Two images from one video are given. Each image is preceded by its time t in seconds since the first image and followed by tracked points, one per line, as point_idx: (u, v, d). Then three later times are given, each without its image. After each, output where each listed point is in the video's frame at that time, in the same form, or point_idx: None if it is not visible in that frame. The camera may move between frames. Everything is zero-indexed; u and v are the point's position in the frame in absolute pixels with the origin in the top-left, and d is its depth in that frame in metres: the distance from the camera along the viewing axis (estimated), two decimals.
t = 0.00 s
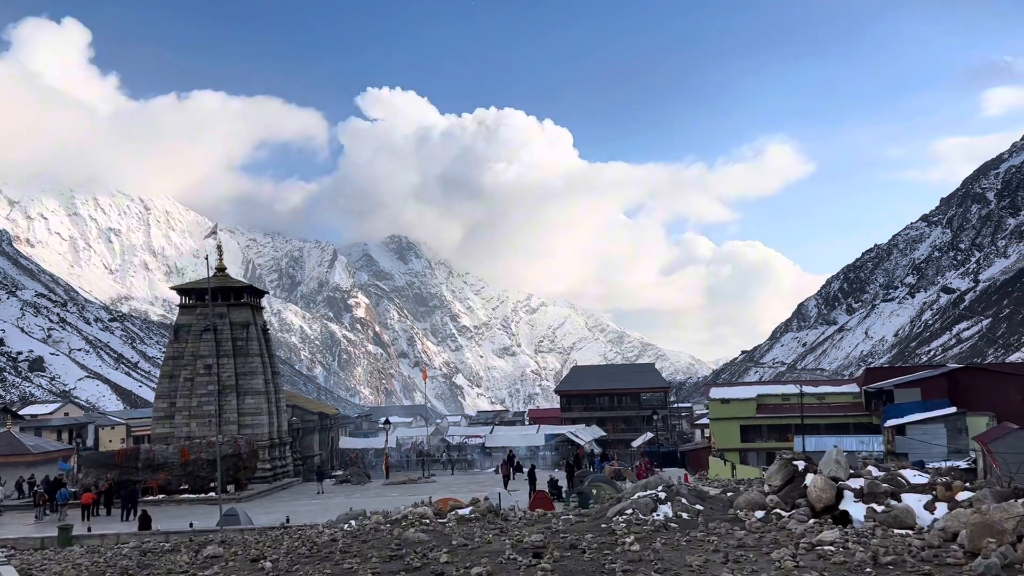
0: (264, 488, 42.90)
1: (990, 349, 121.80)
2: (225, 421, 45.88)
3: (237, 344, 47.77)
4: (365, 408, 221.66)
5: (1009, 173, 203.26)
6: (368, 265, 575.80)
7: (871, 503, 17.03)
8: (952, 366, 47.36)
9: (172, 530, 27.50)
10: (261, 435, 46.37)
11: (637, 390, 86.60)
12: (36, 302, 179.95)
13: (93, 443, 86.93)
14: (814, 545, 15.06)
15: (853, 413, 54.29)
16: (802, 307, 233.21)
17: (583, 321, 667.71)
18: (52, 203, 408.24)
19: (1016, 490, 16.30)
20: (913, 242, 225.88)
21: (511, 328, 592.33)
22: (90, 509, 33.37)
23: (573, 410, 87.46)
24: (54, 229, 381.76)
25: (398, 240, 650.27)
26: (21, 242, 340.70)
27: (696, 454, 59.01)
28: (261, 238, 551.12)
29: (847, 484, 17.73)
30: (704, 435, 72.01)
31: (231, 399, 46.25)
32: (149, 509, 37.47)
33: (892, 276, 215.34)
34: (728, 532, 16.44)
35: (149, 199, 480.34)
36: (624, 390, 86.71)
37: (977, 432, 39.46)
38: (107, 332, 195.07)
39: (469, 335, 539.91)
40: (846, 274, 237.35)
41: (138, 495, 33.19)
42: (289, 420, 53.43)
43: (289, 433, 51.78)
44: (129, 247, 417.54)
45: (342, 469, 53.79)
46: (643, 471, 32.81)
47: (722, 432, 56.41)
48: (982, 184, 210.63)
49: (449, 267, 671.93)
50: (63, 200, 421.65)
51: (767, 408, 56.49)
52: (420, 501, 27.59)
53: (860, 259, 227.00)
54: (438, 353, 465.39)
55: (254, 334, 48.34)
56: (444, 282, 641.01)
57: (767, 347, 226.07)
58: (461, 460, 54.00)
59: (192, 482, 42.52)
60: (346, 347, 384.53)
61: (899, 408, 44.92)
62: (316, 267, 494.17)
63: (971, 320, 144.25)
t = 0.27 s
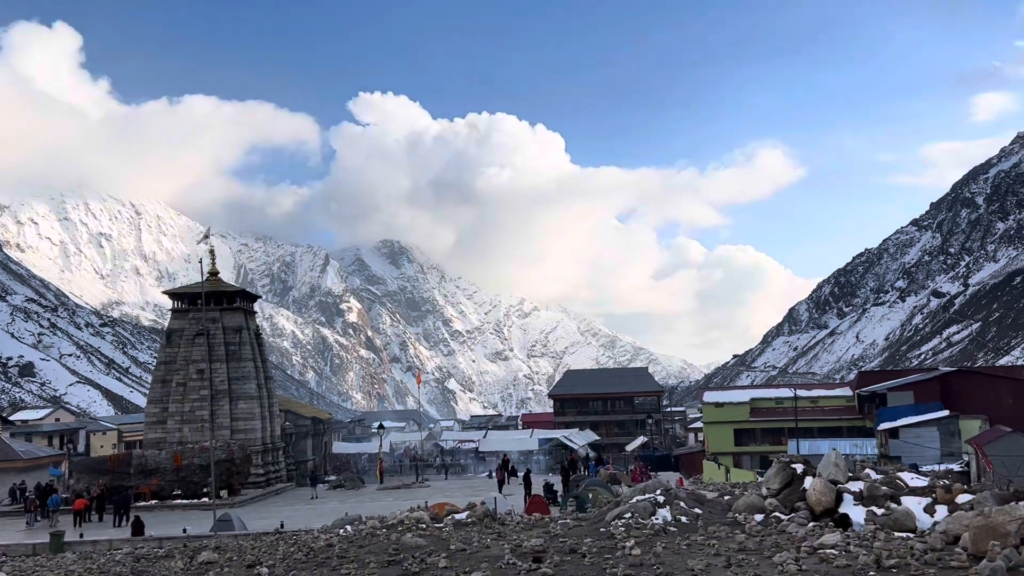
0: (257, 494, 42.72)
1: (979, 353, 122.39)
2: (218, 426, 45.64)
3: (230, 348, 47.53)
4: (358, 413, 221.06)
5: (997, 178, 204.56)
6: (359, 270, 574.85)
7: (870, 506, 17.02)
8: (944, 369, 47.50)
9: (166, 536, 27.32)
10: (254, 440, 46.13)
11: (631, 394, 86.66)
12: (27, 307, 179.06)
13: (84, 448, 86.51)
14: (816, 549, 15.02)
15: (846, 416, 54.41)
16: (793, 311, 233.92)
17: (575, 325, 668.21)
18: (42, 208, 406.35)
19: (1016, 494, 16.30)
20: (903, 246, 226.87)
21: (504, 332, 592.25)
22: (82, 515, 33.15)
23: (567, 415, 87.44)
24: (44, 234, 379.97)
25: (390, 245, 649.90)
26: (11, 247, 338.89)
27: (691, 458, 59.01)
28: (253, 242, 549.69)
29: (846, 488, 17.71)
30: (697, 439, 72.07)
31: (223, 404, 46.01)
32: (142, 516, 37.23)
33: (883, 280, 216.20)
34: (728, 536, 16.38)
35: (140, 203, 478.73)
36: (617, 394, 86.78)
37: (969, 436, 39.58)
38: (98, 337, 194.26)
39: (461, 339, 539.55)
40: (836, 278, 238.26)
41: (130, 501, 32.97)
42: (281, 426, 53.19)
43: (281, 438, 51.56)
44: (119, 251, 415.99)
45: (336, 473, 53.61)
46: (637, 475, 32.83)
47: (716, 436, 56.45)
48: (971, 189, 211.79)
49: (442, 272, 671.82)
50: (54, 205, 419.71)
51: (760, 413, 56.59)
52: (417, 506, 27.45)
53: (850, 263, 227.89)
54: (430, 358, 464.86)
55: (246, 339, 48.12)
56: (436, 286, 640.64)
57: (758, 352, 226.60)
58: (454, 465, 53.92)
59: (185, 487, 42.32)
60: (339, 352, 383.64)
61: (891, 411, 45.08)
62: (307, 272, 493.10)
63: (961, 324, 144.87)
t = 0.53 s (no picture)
0: (251, 497, 42.50)
1: (972, 354, 122.75)
2: (212, 429, 45.44)
3: (224, 351, 47.30)
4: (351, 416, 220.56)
5: (989, 180, 205.45)
6: (353, 272, 573.97)
7: (873, 507, 16.98)
8: (939, 371, 47.61)
9: (161, 540, 27.15)
10: (248, 443, 45.93)
11: (625, 396, 86.64)
12: (18, 311, 178.17)
13: (77, 452, 86.03)
14: (821, 550, 14.96)
15: (841, 418, 54.48)
16: (786, 314, 234.36)
17: (568, 328, 668.48)
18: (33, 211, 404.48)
19: (1017, 494, 16.31)
20: (895, 248, 227.49)
21: (497, 335, 592.00)
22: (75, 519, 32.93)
23: (562, 417, 87.38)
24: (35, 237, 378.08)
25: (383, 247, 649.27)
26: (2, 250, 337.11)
27: (686, 460, 58.98)
28: (245, 245, 548.31)
29: (848, 488, 17.69)
30: (692, 441, 72.08)
31: (217, 407, 45.74)
32: (136, 519, 36.99)
33: (876, 282, 216.84)
34: (731, 536, 16.33)
35: (132, 206, 476.98)
36: (612, 396, 86.76)
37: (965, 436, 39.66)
38: (90, 340, 193.47)
39: (455, 342, 539.05)
40: (829, 280, 238.83)
41: (124, 504, 32.72)
42: (276, 429, 52.98)
43: (276, 441, 51.32)
44: (111, 254, 414.42)
45: (331, 476, 53.45)
46: (634, 477, 32.82)
47: (712, 438, 56.48)
48: (963, 191, 212.65)
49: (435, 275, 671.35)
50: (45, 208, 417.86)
51: (755, 414, 56.61)
52: (414, 509, 27.29)
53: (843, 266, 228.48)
54: (424, 360, 464.21)
55: (241, 341, 47.94)
56: (429, 289, 640.12)
57: (751, 354, 226.85)
58: (450, 468, 53.76)
59: (180, 491, 42.09)
60: (331, 355, 382.81)
61: (887, 412, 45.21)
62: (300, 274, 492.04)
63: (953, 326, 145.25)
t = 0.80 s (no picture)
0: (247, 499, 42.32)
1: (966, 355, 123.09)
2: (207, 431, 45.17)
3: (219, 352, 47.10)
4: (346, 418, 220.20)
5: (982, 182, 206.11)
6: (347, 273, 573.44)
7: (876, 509, 16.94)
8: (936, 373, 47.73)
9: (156, 543, 26.99)
10: (244, 445, 45.73)
11: (622, 397, 86.58)
12: (11, 313, 177.52)
13: (71, 454, 85.66)
14: (827, 552, 14.88)
15: (838, 420, 54.53)
16: (780, 315, 234.84)
17: (563, 329, 668.75)
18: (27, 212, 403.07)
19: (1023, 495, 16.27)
20: (889, 249, 228.08)
21: (492, 336, 591.91)
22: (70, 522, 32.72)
23: (557, 418, 87.35)
24: (28, 238, 376.84)
25: (378, 249, 648.82)
26: None
27: (682, 462, 58.97)
28: (240, 247, 547.31)
29: (851, 490, 17.64)
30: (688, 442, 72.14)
31: (213, 409, 45.51)
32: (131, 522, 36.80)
33: (870, 284, 217.38)
34: (734, 539, 16.25)
35: (126, 208, 475.70)
36: (608, 397, 86.73)
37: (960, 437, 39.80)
38: (84, 342, 192.90)
39: (449, 344, 538.85)
40: (823, 282, 239.36)
41: (119, 507, 32.54)
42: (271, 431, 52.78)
43: (271, 443, 51.12)
44: (105, 256, 413.39)
45: (327, 478, 53.29)
46: (631, 480, 32.84)
47: (708, 440, 56.44)
48: (956, 193, 213.37)
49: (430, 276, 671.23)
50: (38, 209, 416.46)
51: (751, 416, 56.62)
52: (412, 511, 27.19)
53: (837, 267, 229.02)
54: (418, 362, 463.85)
55: (236, 342, 47.76)
56: (424, 290, 639.82)
57: (746, 355, 227.12)
58: (446, 469, 53.63)
59: (174, 493, 41.88)
60: (326, 357, 382.23)
61: (884, 414, 45.35)
62: (295, 276, 491.29)
63: (947, 327, 145.56)
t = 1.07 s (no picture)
0: (245, 499, 42.20)
1: (962, 354, 123.33)
2: (204, 430, 45.03)
3: (216, 352, 46.98)
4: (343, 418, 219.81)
5: (978, 181, 206.42)
6: (344, 273, 572.93)
7: (882, 506, 16.89)
8: (935, 370, 47.68)
9: (154, 542, 26.86)
10: (241, 444, 45.59)
11: (620, 396, 86.51)
12: (8, 313, 177.17)
13: (68, 454, 85.42)
14: (834, 548, 14.85)
15: (836, 418, 54.50)
16: (777, 314, 235.11)
17: (560, 329, 669.00)
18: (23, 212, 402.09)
19: None
20: (885, 249, 228.37)
21: (489, 336, 591.92)
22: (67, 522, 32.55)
23: (555, 417, 87.34)
24: (24, 238, 375.93)
25: (375, 249, 648.62)
26: None
27: (681, 460, 58.92)
28: (236, 247, 546.59)
29: (856, 487, 17.61)
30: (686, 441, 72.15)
31: (210, 409, 45.35)
32: (128, 523, 36.69)
33: (866, 283, 217.62)
34: (737, 537, 16.18)
35: (122, 208, 474.75)
36: (606, 396, 86.64)
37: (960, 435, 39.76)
38: (80, 342, 192.54)
39: (446, 343, 538.74)
40: (820, 281, 239.74)
41: (117, 506, 32.40)
42: (269, 430, 52.65)
43: (269, 443, 51.01)
44: (101, 256, 412.59)
45: (325, 478, 53.19)
46: (629, 478, 32.91)
47: (707, 439, 56.42)
48: (952, 192, 213.70)
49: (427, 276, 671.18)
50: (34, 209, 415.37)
51: (750, 414, 56.59)
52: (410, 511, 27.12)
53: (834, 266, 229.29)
54: (415, 362, 463.52)
55: (233, 342, 47.63)
56: (421, 290, 639.70)
57: (743, 354, 227.20)
58: (443, 469, 53.52)
59: (171, 493, 41.72)
60: (323, 357, 381.94)
61: (883, 413, 45.30)
62: (291, 276, 490.67)
63: (944, 326, 145.74)
